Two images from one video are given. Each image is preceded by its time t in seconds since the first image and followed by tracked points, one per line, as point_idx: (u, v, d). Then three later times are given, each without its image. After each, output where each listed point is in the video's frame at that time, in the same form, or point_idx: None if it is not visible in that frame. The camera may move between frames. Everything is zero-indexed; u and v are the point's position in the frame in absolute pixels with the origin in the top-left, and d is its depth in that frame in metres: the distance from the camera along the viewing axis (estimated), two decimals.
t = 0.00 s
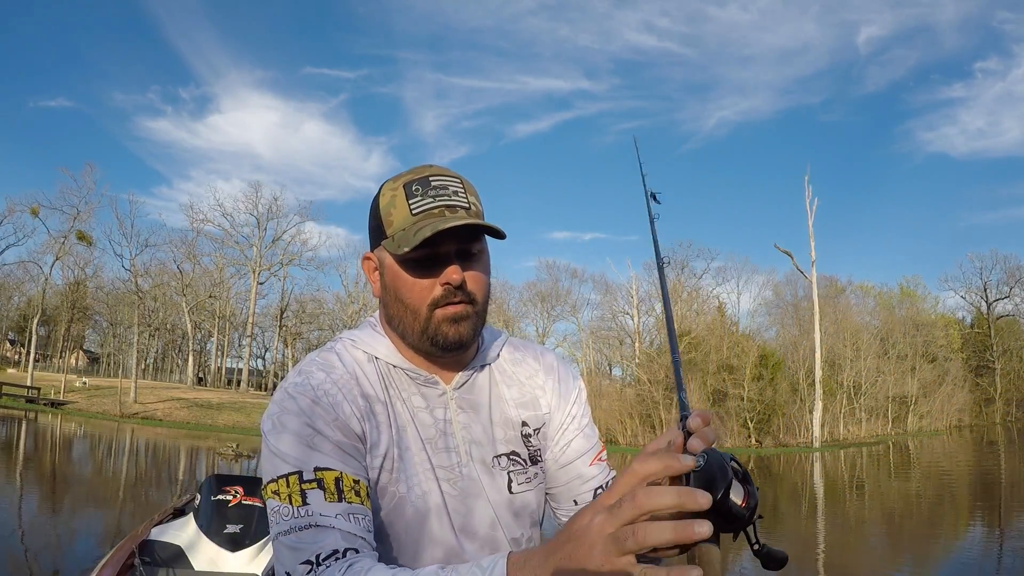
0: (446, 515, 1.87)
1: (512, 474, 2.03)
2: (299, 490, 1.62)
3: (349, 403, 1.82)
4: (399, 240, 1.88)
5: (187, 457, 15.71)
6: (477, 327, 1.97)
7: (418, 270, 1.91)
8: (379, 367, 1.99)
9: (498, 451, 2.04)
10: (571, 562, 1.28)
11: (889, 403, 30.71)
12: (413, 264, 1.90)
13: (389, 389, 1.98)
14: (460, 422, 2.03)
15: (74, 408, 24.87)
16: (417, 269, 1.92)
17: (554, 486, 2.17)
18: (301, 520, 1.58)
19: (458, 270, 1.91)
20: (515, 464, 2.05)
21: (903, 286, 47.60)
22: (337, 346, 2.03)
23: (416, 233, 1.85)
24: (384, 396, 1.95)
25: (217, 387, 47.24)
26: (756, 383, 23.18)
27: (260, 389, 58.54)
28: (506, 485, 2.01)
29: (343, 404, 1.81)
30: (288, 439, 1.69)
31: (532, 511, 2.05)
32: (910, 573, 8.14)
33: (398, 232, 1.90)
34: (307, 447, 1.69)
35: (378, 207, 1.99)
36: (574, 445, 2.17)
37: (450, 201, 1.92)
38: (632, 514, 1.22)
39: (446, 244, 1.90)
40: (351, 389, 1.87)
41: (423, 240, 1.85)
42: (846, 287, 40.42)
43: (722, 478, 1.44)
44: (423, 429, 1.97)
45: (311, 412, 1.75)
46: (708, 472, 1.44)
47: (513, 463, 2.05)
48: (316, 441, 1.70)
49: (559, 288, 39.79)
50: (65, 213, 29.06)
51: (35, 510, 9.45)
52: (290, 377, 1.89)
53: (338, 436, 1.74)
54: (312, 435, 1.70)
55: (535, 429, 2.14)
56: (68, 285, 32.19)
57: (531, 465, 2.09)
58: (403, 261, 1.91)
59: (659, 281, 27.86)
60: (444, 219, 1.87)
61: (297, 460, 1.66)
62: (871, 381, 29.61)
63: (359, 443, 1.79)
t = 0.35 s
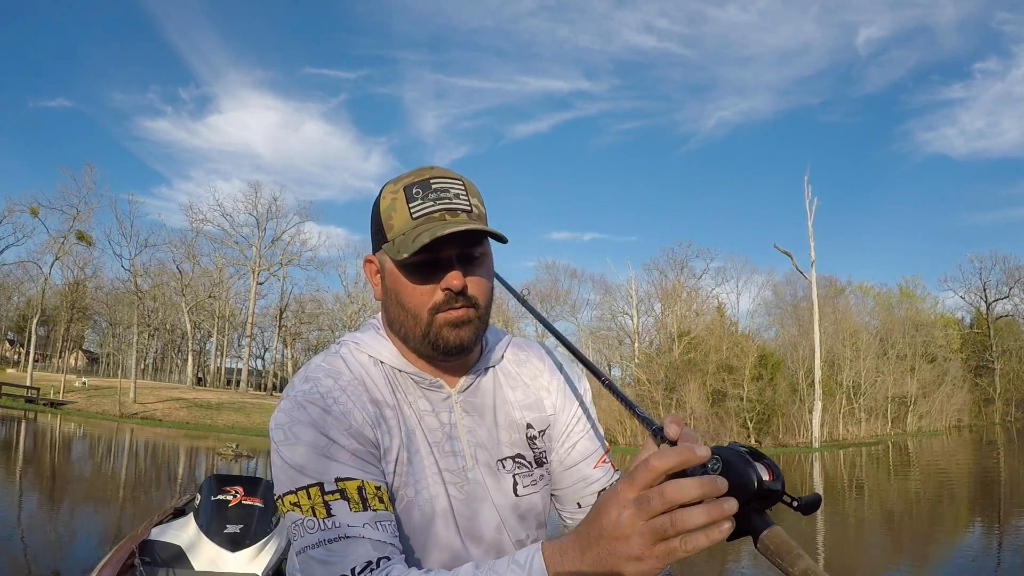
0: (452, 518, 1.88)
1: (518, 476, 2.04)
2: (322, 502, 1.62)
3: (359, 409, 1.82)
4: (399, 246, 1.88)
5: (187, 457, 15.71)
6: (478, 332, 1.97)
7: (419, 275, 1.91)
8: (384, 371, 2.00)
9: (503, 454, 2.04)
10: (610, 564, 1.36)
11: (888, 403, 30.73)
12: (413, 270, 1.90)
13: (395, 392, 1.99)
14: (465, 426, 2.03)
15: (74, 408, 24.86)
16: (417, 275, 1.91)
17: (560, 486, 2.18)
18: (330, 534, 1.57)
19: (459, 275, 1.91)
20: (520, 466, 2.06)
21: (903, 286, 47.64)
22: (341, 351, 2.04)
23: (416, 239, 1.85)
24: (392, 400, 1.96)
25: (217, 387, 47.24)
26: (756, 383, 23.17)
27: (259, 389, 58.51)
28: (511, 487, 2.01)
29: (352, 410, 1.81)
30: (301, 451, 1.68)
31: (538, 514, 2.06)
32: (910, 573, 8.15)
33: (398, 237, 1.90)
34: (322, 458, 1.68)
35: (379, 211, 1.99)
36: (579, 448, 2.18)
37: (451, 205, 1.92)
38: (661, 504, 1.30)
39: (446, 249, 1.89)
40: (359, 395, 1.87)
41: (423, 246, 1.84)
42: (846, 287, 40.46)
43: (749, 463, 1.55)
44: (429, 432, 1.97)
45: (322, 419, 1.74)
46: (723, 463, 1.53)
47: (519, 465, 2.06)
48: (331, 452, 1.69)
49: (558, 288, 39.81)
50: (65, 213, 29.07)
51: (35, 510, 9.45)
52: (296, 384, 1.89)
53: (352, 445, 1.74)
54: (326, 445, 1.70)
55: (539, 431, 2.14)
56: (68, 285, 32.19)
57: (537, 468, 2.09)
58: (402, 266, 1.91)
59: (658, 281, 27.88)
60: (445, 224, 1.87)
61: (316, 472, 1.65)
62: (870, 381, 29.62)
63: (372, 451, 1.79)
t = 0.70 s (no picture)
0: (456, 522, 1.89)
1: (523, 480, 2.04)
2: (337, 501, 1.61)
3: (369, 410, 1.82)
4: (417, 241, 1.88)
5: (187, 457, 15.71)
6: (490, 336, 1.97)
7: (434, 274, 1.90)
8: (390, 371, 2.00)
9: (508, 457, 2.05)
10: (646, 544, 1.36)
11: (887, 402, 30.73)
12: (430, 267, 1.90)
13: (403, 393, 1.99)
14: (471, 428, 2.03)
15: (74, 408, 24.88)
16: (433, 273, 1.91)
17: (565, 490, 2.20)
18: (348, 534, 1.56)
19: (475, 277, 1.90)
20: (526, 470, 2.06)
21: (903, 285, 47.67)
22: (347, 351, 2.03)
23: (434, 235, 1.85)
24: (400, 401, 1.96)
25: (216, 387, 47.24)
26: (755, 382, 23.16)
27: (258, 389, 58.50)
28: (515, 490, 2.01)
29: (363, 410, 1.81)
30: (313, 451, 1.68)
31: (541, 518, 2.06)
32: (909, 572, 8.15)
33: (416, 232, 1.90)
34: (337, 457, 1.68)
35: (397, 205, 2.00)
36: (588, 452, 2.20)
37: (472, 206, 1.94)
38: (710, 480, 1.33)
39: (463, 249, 1.90)
40: (369, 396, 1.87)
41: (441, 244, 1.84)
42: (845, 287, 40.50)
43: (786, 418, 1.69)
44: (436, 435, 1.98)
45: (333, 420, 1.74)
46: (763, 427, 1.68)
47: (524, 470, 2.06)
48: (346, 452, 1.69)
49: (558, 288, 39.83)
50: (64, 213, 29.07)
51: (34, 510, 9.46)
52: (303, 383, 1.88)
53: (365, 445, 1.73)
54: (341, 446, 1.69)
55: (546, 434, 2.15)
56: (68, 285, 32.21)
57: (542, 471, 2.10)
58: (419, 263, 1.90)
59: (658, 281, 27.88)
60: (465, 224, 1.88)
61: (331, 473, 1.65)
62: (870, 381, 29.63)
63: (384, 451, 1.79)
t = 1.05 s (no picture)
0: (463, 524, 1.89)
1: (526, 481, 2.04)
2: (350, 500, 1.61)
3: (378, 409, 1.83)
4: (418, 241, 1.88)
5: (186, 457, 15.68)
6: (489, 339, 1.95)
7: (433, 276, 1.91)
8: (396, 371, 2.01)
9: (513, 459, 2.05)
10: (668, 542, 1.37)
11: (887, 403, 30.71)
12: (430, 268, 1.90)
13: (410, 392, 1.99)
14: (477, 429, 2.04)
15: (73, 408, 24.82)
16: (433, 274, 1.92)
17: (567, 492, 2.20)
18: (362, 532, 1.55)
19: (470, 281, 1.90)
20: (529, 471, 2.06)
21: (902, 286, 47.67)
22: (355, 347, 2.04)
23: (433, 237, 1.85)
24: (407, 402, 1.96)
25: (216, 387, 47.18)
26: (755, 383, 23.14)
27: (257, 389, 58.47)
28: (519, 492, 2.01)
29: (372, 409, 1.81)
30: (324, 451, 1.68)
31: (543, 518, 2.06)
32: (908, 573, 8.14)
33: (419, 232, 1.91)
34: (347, 457, 1.67)
35: (406, 204, 2.00)
36: (588, 456, 2.20)
37: (476, 208, 1.91)
38: (729, 479, 1.36)
39: (463, 253, 1.89)
40: (377, 395, 1.88)
41: (438, 246, 1.84)
42: (844, 287, 40.51)
43: (797, 423, 1.69)
44: (443, 436, 1.98)
45: (342, 418, 1.74)
46: (776, 431, 1.67)
47: (529, 471, 2.06)
48: (356, 451, 1.69)
49: (557, 288, 39.82)
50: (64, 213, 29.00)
51: (33, 510, 9.45)
52: (312, 381, 1.89)
53: (376, 444, 1.73)
54: (351, 447, 1.69)
55: (551, 435, 2.16)
56: (67, 285, 32.14)
57: (546, 472, 2.10)
58: (419, 263, 1.91)
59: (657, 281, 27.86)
60: (463, 227, 1.87)
61: (342, 471, 1.65)
62: (869, 381, 29.61)
63: (394, 451, 1.79)
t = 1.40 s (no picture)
0: (464, 524, 1.88)
1: (529, 483, 2.04)
2: (355, 498, 1.60)
3: (382, 409, 1.83)
4: (420, 243, 1.89)
5: (185, 457, 15.66)
6: (488, 341, 1.95)
7: (434, 277, 1.91)
8: (399, 371, 2.00)
9: (515, 459, 2.05)
10: (668, 528, 1.39)
11: (887, 403, 30.70)
12: (431, 268, 1.90)
13: (413, 393, 2.00)
14: (478, 430, 2.04)
15: (73, 408, 24.79)
16: (433, 275, 1.91)
17: (569, 493, 2.20)
18: (367, 530, 1.55)
19: (472, 281, 1.90)
20: (532, 473, 2.06)
21: (901, 286, 47.69)
22: (357, 347, 2.05)
23: (435, 237, 1.85)
24: (408, 401, 1.96)
25: (215, 387, 47.13)
26: (754, 382, 23.13)
27: (256, 389, 58.43)
28: (521, 493, 2.01)
29: (375, 408, 1.81)
30: (327, 450, 1.68)
31: (545, 520, 2.06)
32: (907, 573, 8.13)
33: (421, 233, 1.91)
34: (351, 456, 1.67)
35: (409, 205, 2.01)
36: (590, 457, 2.20)
37: (477, 209, 1.91)
38: (722, 458, 1.38)
39: (464, 253, 1.90)
40: (382, 394, 1.88)
41: (441, 245, 1.84)
42: (843, 288, 40.53)
43: (787, 396, 1.68)
44: (445, 437, 1.98)
45: (345, 417, 1.74)
46: (765, 403, 1.67)
47: (530, 472, 2.06)
48: (359, 450, 1.69)
49: (557, 288, 39.82)
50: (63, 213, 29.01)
51: (32, 510, 9.44)
52: (315, 380, 1.88)
53: (379, 442, 1.73)
54: (354, 445, 1.69)
55: (554, 437, 2.16)
56: (66, 285, 32.10)
57: (548, 475, 2.10)
58: (421, 263, 1.91)
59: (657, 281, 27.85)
60: (464, 227, 1.87)
61: (346, 470, 1.65)
62: (868, 381, 29.59)
63: (397, 451, 1.79)
